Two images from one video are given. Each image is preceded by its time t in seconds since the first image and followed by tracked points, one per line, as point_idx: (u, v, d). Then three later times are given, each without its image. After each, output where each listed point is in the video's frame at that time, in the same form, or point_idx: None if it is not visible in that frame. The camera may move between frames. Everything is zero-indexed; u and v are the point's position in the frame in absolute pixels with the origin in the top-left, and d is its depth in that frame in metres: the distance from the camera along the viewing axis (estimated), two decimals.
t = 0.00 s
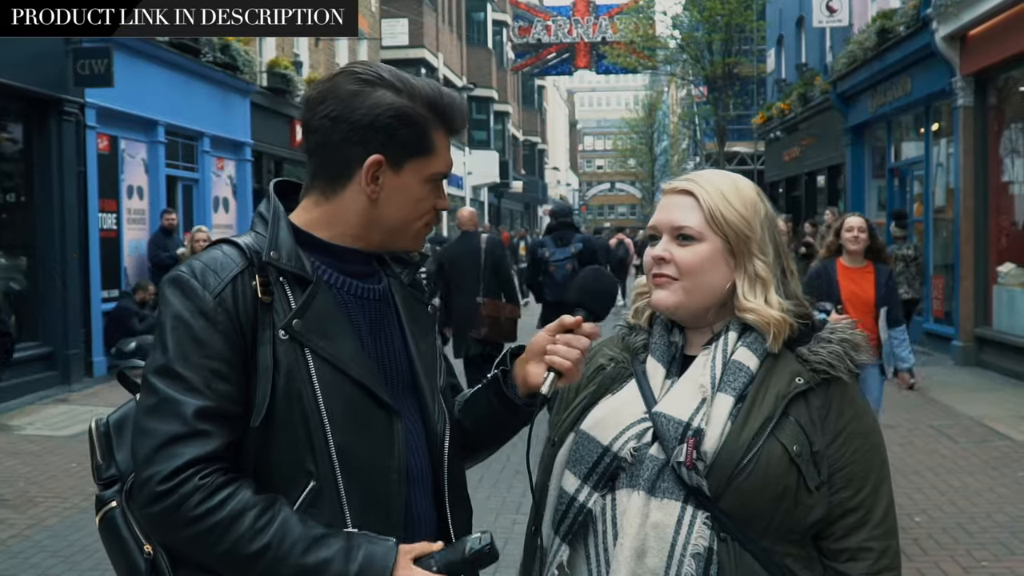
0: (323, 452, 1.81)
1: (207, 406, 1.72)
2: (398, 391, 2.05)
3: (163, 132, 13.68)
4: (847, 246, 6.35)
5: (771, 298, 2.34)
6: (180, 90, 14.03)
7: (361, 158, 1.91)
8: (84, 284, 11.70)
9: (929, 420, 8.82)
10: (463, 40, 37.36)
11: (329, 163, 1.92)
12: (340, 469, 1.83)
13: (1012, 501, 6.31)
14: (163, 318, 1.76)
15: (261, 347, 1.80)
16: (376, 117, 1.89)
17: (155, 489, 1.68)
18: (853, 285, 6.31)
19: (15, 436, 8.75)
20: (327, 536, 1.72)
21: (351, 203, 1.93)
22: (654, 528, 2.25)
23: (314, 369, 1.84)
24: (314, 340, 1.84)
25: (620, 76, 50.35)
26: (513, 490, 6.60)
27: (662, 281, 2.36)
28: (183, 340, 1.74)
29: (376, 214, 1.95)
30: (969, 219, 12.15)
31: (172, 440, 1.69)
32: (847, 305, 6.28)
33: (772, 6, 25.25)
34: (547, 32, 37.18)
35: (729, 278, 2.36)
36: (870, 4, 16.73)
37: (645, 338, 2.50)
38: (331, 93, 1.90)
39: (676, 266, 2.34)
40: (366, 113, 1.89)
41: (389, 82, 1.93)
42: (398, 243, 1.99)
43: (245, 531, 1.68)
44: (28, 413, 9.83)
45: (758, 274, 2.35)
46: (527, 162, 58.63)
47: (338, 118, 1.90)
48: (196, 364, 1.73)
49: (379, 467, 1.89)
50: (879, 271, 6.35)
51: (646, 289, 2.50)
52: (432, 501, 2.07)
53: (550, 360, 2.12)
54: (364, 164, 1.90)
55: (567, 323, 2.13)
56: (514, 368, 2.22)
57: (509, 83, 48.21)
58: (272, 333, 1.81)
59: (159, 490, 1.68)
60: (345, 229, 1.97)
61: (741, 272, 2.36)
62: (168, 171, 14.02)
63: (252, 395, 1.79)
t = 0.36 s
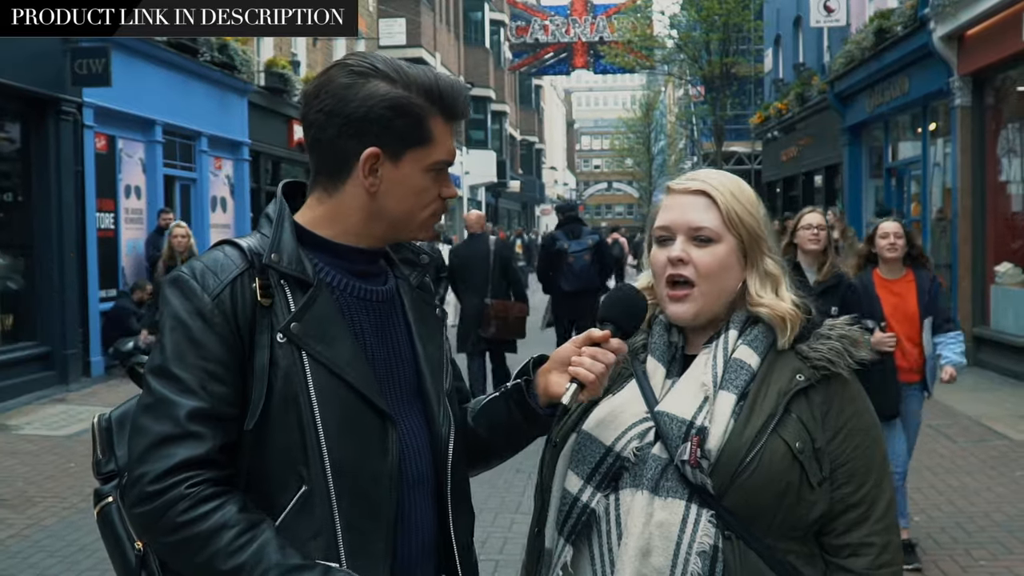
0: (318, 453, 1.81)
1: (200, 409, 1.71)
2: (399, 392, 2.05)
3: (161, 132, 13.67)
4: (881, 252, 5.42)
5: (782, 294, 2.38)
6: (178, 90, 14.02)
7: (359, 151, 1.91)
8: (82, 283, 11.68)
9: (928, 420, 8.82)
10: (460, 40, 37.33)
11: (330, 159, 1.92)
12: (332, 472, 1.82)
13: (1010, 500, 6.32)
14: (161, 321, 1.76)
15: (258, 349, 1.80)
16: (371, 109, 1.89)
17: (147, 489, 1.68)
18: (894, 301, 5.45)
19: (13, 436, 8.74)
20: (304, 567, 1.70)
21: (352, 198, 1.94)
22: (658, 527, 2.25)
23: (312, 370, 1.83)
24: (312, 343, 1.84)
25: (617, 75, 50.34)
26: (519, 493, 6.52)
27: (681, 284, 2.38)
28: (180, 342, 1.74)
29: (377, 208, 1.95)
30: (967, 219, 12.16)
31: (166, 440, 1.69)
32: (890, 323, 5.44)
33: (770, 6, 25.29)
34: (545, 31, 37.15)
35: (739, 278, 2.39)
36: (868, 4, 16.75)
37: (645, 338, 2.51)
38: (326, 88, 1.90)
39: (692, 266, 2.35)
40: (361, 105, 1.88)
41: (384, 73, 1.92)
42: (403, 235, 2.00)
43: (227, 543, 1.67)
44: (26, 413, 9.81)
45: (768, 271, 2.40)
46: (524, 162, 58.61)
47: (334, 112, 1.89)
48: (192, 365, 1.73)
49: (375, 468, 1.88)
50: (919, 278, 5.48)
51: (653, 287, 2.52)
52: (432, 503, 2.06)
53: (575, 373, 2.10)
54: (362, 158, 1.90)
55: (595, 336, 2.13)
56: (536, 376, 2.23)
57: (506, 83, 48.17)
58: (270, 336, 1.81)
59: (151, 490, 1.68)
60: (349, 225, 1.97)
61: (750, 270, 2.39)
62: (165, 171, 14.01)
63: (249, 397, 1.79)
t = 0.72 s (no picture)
0: (320, 456, 1.80)
1: (199, 415, 1.71)
2: (405, 395, 2.05)
3: (159, 132, 13.66)
4: (945, 254, 5.05)
5: (789, 296, 2.37)
6: (176, 90, 14.02)
7: (358, 153, 1.91)
8: (79, 284, 11.68)
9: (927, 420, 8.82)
10: (458, 40, 37.32)
11: (329, 161, 1.92)
12: (336, 474, 1.82)
13: (1009, 499, 6.33)
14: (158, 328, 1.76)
15: (256, 354, 1.79)
16: (370, 111, 1.89)
17: (148, 495, 1.68)
18: (950, 306, 5.05)
19: (11, 436, 8.74)
20: (314, 549, 1.71)
21: (353, 200, 1.93)
22: (664, 524, 2.26)
23: (312, 374, 1.83)
24: (311, 347, 1.83)
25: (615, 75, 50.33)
26: (520, 492, 6.52)
27: (679, 278, 2.37)
28: (179, 348, 1.74)
29: (378, 211, 1.95)
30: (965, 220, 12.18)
31: (167, 446, 1.70)
32: (945, 330, 5.00)
33: (767, 6, 25.31)
34: (543, 31, 37.13)
35: (743, 278, 2.39)
36: (866, 4, 16.76)
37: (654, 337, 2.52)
38: (324, 90, 1.90)
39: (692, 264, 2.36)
40: (360, 107, 1.88)
41: (382, 74, 1.91)
42: (405, 236, 1.99)
43: (234, 540, 1.68)
44: (25, 413, 9.81)
45: (774, 272, 2.38)
46: (522, 161, 58.61)
47: (331, 114, 1.89)
48: (191, 372, 1.73)
49: (379, 473, 1.87)
50: (982, 286, 5.07)
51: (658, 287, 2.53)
52: (438, 506, 2.06)
53: (592, 372, 2.13)
54: (361, 160, 1.90)
55: (613, 337, 2.17)
56: (552, 379, 2.23)
57: (504, 82, 48.15)
58: (269, 341, 1.81)
59: (151, 496, 1.68)
60: (349, 228, 1.97)
61: (756, 270, 2.38)
62: (163, 171, 14.00)
63: (249, 402, 1.78)
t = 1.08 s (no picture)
0: (328, 458, 1.80)
1: (210, 414, 1.72)
2: (412, 397, 2.04)
3: (156, 132, 13.66)
4: None
5: (784, 298, 2.35)
6: (173, 90, 14.01)
7: (361, 153, 1.91)
8: (77, 283, 11.66)
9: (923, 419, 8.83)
10: (455, 40, 37.32)
11: (330, 161, 1.92)
12: (345, 476, 1.82)
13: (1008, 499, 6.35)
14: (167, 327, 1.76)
15: (266, 354, 1.80)
16: (372, 109, 1.89)
17: (159, 495, 1.68)
18: None
19: (8, 436, 8.74)
20: (328, 545, 1.72)
21: (357, 198, 1.94)
22: (664, 524, 2.26)
23: (321, 375, 1.83)
24: (319, 347, 1.84)
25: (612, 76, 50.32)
26: (518, 492, 6.51)
27: (671, 273, 2.39)
28: (188, 348, 1.74)
29: (382, 209, 1.95)
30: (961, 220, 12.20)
31: (176, 446, 1.70)
32: None
33: (764, 6, 25.31)
34: (540, 31, 37.11)
35: (738, 278, 2.37)
36: (863, 5, 16.78)
37: (658, 336, 2.52)
38: (325, 89, 1.90)
39: (684, 262, 2.37)
40: (361, 105, 1.88)
41: (383, 71, 1.91)
42: (408, 235, 1.99)
43: (246, 541, 1.68)
44: (22, 412, 9.80)
45: (769, 274, 2.35)
46: (518, 161, 58.59)
47: (332, 114, 1.89)
48: (200, 371, 1.73)
49: (388, 474, 1.87)
50: None
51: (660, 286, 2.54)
52: (444, 508, 2.06)
53: (598, 369, 2.14)
54: (364, 160, 1.90)
55: (617, 334, 2.17)
56: (557, 376, 2.23)
57: (501, 82, 48.14)
58: (278, 341, 1.81)
59: (162, 496, 1.68)
60: (352, 227, 1.97)
61: (751, 271, 2.37)
62: (160, 171, 13.99)
63: (257, 403, 1.78)
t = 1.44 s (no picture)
0: (336, 460, 1.81)
1: (220, 415, 1.72)
2: (419, 399, 2.04)
3: (154, 132, 13.64)
4: None
5: (785, 299, 2.34)
6: (170, 90, 14.00)
7: (365, 153, 1.91)
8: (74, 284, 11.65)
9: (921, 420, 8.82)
10: (452, 40, 37.33)
11: (334, 160, 1.93)
12: (353, 477, 1.82)
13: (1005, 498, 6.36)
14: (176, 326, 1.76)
15: (275, 354, 1.80)
16: (376, 109, 1.89)
17: (170, 496, 1.68)
18: None
19: (6, 436, 8.74)
20: (339, 546, 1.73)
21: (361, 198, 1.94)
22: (668, 529, 2.26)
23: (330, 377, 1.83)
24: (327, 348, 1.84)
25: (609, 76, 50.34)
26: (517, 493, 6.52)
27: (672, 273, 2.39)
28: (197, 348, 1.74)
29: (387, 209, 1.95)
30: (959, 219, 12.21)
31: (186, 447, 1.70)
32: None
33: (761, 6, 25.34)
34: (537, 31, 37.14)
35: (738, 278, 2.37)
36: (860, 5, 16.80)
37: (658, 338, 2.53)
38: (329, 89, 1.90)
39: (686, 260, 2.37)
40: (365, 105, 1.88)
41: (387, 71, 1.91)
42: (411, 235, 1.99)
43: (257, 543, 1.68)
44: (20, 413, 9.79)
45: (770, 275, 2.35)
46: (515, 160, 58.57)
47: (337, 114, 1.90)
48: (210, 371, 1.73)
49: (396, 474, 1.88)
50: None
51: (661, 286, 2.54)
52: (450, 509, 2.06)
53: (595, 372, 2.14)
54: (368, 160, 1.91)
55: (614, 337, 2.17)
56: (556, 378, 2.23)
57: (498, 82, 48.16)
58: (286, 342, 1.81)
59: (173, 497, 1.68)
60: (357, 227, 1.97)
61: (752, 271, 2.37)
62: (158, 171, 13.98)
63: (265, 404, 1.78)
